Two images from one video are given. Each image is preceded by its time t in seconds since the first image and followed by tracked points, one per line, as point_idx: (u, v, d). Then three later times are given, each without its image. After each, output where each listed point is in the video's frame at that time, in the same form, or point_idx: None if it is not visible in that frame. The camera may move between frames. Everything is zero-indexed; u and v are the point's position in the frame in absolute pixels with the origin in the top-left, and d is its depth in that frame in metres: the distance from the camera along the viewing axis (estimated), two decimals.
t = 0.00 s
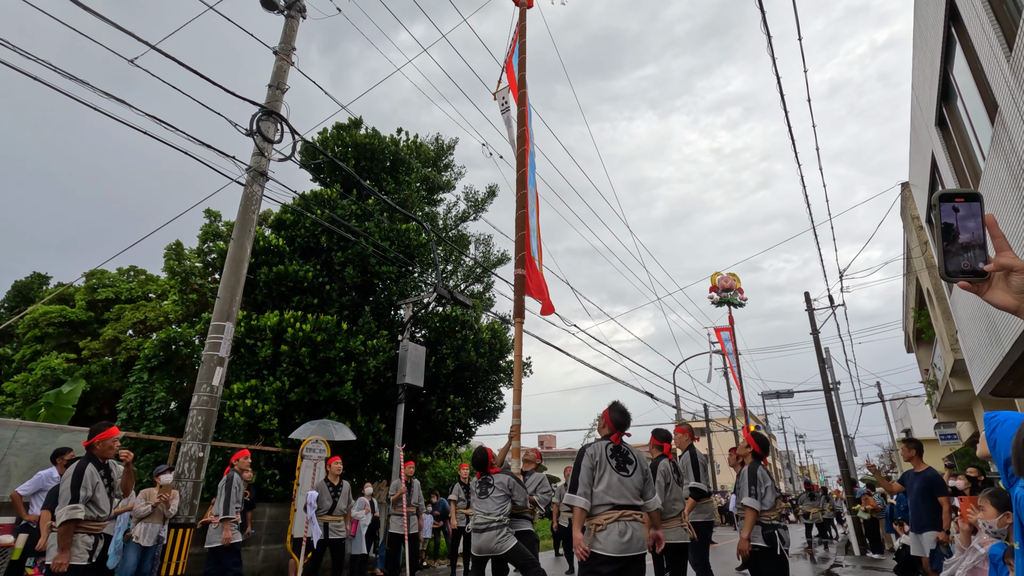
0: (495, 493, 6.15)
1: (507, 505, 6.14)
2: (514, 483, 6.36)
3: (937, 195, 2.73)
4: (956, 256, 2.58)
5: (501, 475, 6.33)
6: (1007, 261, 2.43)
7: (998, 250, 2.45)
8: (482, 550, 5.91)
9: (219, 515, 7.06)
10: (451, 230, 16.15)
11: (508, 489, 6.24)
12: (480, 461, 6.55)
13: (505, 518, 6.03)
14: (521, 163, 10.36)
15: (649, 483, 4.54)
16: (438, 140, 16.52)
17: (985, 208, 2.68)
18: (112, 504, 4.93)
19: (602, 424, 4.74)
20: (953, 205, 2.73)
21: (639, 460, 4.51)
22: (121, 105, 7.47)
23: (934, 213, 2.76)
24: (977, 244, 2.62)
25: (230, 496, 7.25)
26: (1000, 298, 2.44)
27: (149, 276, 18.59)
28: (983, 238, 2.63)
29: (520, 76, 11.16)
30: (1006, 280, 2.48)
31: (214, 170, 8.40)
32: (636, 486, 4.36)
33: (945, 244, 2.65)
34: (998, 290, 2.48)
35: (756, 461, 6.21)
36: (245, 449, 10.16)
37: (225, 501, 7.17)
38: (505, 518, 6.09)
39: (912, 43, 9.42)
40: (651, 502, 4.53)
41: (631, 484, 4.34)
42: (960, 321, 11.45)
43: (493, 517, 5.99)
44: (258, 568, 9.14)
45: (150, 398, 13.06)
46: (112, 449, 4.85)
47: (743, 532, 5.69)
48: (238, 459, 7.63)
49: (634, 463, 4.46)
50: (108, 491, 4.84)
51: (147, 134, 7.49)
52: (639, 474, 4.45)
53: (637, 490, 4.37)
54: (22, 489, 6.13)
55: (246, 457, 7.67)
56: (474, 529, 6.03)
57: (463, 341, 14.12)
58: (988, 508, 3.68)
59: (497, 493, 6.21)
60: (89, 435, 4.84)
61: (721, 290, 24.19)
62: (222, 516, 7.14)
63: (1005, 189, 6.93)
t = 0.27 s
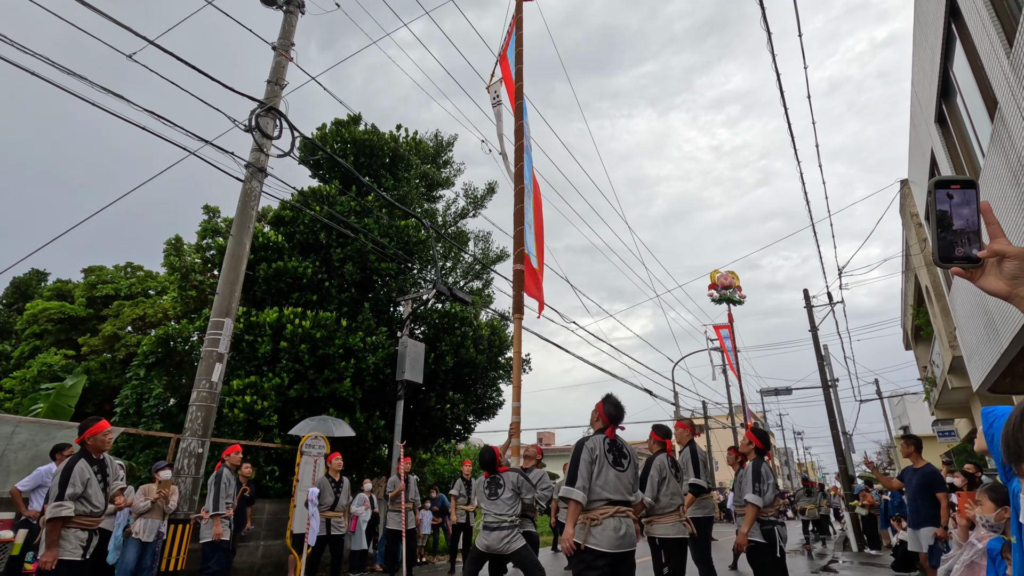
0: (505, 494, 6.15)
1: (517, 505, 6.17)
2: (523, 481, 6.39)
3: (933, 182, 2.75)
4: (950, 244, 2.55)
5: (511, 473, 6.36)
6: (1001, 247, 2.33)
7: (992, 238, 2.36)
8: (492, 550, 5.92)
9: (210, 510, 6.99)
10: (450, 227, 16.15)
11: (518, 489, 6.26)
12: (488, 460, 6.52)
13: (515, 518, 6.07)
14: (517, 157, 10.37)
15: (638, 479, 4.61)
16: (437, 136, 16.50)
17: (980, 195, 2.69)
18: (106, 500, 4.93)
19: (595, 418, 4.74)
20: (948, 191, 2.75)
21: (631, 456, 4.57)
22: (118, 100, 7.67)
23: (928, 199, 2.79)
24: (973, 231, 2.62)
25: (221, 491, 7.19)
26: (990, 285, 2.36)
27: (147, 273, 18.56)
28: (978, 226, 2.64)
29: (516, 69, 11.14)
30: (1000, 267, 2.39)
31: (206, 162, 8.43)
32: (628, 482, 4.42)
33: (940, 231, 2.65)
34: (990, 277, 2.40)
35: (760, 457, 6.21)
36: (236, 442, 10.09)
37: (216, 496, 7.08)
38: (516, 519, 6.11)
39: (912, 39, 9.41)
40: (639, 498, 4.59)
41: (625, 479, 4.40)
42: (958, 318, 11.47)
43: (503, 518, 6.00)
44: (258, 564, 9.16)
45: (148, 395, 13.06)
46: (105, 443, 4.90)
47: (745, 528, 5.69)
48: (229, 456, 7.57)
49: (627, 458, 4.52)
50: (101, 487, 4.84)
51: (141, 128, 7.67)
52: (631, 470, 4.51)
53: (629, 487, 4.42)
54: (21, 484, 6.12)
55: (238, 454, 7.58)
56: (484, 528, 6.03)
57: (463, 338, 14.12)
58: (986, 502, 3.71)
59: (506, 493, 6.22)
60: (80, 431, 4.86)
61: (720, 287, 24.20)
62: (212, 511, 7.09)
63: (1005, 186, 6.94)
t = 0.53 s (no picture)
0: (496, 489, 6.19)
1: (507, 501, 6.20)
2: (516, 478, 6.42)
3: (931, 165, 2.73)
4: (947, 228, 2.56)
5: (504, 469, 6.41)
6: (999, 230, 2.31)
7: (990, 221, 2.34)
8: (479, 543, 5.93)
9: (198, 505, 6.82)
10: (449, 222, 16.13)
11: (510, 485, 6.30)
12: (482, 455, 6.55)
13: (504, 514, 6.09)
14: (515, 150, 10.34)
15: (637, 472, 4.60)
16: (437, 131, 16.47)
17: (978, 177, 2.69)
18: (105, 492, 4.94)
19: (589, 410, 4.75)
20: (945, 175, 2.74)
21: (627, 448, 4.56)
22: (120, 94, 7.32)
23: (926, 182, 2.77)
24: (970, 215, 2.61)
25: (207, 484, 7.04)
26: (987, 269, 2.31)
27: (146, 267, 18.53)
28: (976, 210, 2.62)
29: (513, 62, 11.12)
30: (996, 251, 2.35)
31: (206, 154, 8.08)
32: (625, 474, 4.43)
33: (938, 216, 2.65)
34: (987, 260, 2.35)
35: (760, 451, 6.23)
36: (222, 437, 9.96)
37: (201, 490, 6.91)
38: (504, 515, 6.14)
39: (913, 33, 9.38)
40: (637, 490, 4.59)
41: (622, 472, 4.41)
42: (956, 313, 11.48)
43: (492, 512, 6.03)
44: (257, 557, 9.18)
45: (147, 389, 13.06)
46: (101, 434, 4.90)
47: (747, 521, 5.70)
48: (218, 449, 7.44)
49: (624, 450, 4.51)
50: (99, 479, 4.85)
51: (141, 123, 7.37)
52: (627, 462, 4.51)
53: (625, 479, 4.44)
54: (22, 478, 6.12)
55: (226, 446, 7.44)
56: (473, 521, 6.06)
57: (462, 333, 14.11)
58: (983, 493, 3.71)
59: (498, 488, 6.26)
60: (76, 424, 4.86)
61: (720, 283, 24.21)
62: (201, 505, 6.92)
63: (1004, 180, 6.94)
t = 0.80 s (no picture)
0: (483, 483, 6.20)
1: (495, 493, 6.22)
2: (502, 470, 6.46)
3: (933, 151, 2.73)
4: (952, 213, 2.54)
5: (491, 461, 6.42)
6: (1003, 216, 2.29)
7: (993, 206, 2.31)
8: (467, 535, 5.98)
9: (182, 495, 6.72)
10: (448, 215, 16.09)
11: (497, 478, 6.33)
12: (469, 446, 6.53)
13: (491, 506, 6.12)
14: (512, 142, 10.29)
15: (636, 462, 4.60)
16: (436, 124, 16.41)
17: (980, 162, 2.69)
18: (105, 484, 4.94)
19: (587, 401, 4.77)
20: (948, 161, 2.73)
21: (626, 438, 4.56)
22: (115, 84, 7.54)
23: (929, 168, 2.76)
24: (973, 200, 2.61)
25: (193, 477, 6.93)
26: (991, 255, 2.31)
27: (144, 261, 18.50)
28: (978, 195, 2.62)
29: (512, 55, 11.07)
30: (1001, 236, 2.34)
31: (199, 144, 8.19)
32: (623, 465, 4.43)
33: (941, 201, 2.63)
34: (991, 246, 2.35)
35: (759, 443, 6.25)
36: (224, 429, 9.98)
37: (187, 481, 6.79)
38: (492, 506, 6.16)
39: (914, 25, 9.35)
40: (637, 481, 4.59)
41: (620, 462, 4.41)
42: (955, 307, 11.49)
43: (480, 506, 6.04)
44: (257, 550, 9.19)
45: (146, 383, 13.06)
46: (100, 425, 4.90)
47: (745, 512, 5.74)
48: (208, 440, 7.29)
49: (621, 441, 4.51)
50: (100, 469, 4.86)
51: (138, 113, 7.54)
52: (625, 453, 4.51)
53: (625, 469, 4.43)
54: (23, 470, 6.13)
55: (215, 438, 7.26)
56: (460, 513, 6.09)
57: (461, 327, 14.10)
58: (982, 483, 3.70)
59: (485, 481, 6.27)
60: (72, 417, 4.85)
61: (720, 279, 24.15)
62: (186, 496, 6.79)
63: (1005, 173, 6.94)
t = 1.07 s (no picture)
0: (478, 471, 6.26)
1: (490, 482, 6.27)
2: (498, 459, 6.51)
3: (935, 141, 2.63)
4: (954, 204, 2.47)
5: (486, 449, 6.49)
6: (1005, 206, 2.36)
7: (995, 196, 2.38)
8: (463, 523, 6.03)
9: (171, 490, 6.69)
10: (447, 210, 16.07)
11: (492, 466, 6.39)
12: (466, 436, 6.64)
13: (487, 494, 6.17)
14: (510, 140, 10.29)
15: (637, 456, 4.60)
16: (435, 118, 16.37)
17: (983, 153, 2.61)
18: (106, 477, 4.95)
19: (589, 396, 4.77)
20: (950, 150, 2.65)
21: (629, 432, 4.56)
22: (112, 77, 7.13)
23: (931, 158, 2.66)
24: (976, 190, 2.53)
25: (184, 470, 6.90)
26: (996, 246, 2.36)
27: (143, 256, 18.46)
28: (982, 185, 2.55)
29: (511, 51, 11.04)
30: (1003, 227, 2.39)
31: (200, 141, 7.91)
32: (626, 459, 4.43)
33: (943, 191, 2.55)
34: (993, 236, 2.41)
35: (759, 437, 6.25)
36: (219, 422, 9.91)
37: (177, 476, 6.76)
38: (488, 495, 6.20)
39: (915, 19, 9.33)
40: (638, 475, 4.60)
41: (622, 457, 4.41)
42: (954, 301, 11.50)
43: (475, 492, 6.11)
44: (257, 544, 9.22)
45: (145, 378, 13.06)
46: (98, 418, 4.90)
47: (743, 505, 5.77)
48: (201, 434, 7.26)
49: (624, 435, 4.51)
50: (100, 463, 4.86)
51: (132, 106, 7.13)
52: (628, 448, 4.51)
53: (628, 463, 4.43)
54: (23, 465, 6.13)
55: (207, 432, 7.22)
56: (457, 501, 6.16)
57: (460, 321, 14.11)
58: (981, 476, 3.66)
59: (480, 470, 6.34)
60: (70, 412, 4.85)
61: (719, 273, 24.18)
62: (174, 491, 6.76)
63: (1005, 166, 6.94)
